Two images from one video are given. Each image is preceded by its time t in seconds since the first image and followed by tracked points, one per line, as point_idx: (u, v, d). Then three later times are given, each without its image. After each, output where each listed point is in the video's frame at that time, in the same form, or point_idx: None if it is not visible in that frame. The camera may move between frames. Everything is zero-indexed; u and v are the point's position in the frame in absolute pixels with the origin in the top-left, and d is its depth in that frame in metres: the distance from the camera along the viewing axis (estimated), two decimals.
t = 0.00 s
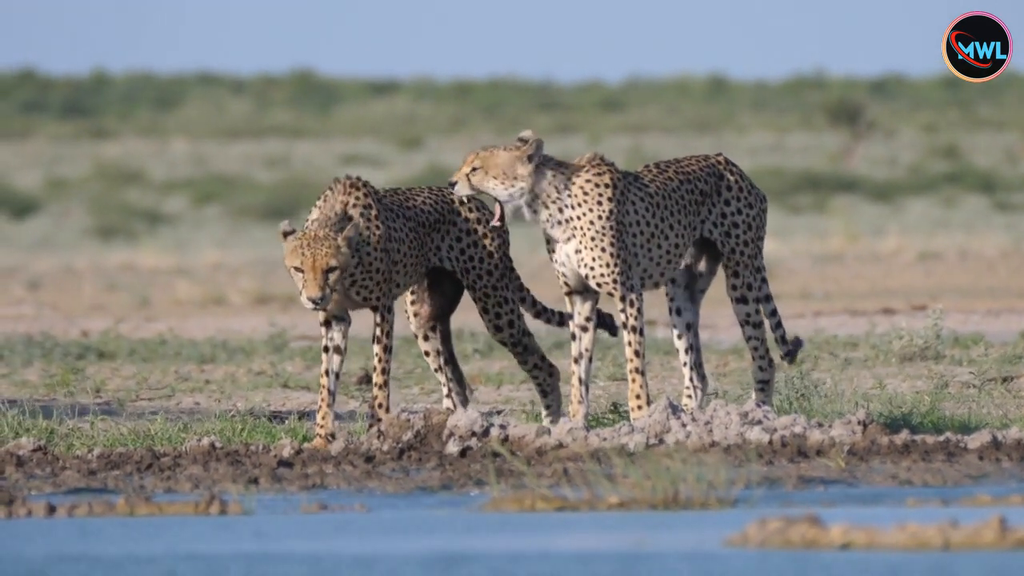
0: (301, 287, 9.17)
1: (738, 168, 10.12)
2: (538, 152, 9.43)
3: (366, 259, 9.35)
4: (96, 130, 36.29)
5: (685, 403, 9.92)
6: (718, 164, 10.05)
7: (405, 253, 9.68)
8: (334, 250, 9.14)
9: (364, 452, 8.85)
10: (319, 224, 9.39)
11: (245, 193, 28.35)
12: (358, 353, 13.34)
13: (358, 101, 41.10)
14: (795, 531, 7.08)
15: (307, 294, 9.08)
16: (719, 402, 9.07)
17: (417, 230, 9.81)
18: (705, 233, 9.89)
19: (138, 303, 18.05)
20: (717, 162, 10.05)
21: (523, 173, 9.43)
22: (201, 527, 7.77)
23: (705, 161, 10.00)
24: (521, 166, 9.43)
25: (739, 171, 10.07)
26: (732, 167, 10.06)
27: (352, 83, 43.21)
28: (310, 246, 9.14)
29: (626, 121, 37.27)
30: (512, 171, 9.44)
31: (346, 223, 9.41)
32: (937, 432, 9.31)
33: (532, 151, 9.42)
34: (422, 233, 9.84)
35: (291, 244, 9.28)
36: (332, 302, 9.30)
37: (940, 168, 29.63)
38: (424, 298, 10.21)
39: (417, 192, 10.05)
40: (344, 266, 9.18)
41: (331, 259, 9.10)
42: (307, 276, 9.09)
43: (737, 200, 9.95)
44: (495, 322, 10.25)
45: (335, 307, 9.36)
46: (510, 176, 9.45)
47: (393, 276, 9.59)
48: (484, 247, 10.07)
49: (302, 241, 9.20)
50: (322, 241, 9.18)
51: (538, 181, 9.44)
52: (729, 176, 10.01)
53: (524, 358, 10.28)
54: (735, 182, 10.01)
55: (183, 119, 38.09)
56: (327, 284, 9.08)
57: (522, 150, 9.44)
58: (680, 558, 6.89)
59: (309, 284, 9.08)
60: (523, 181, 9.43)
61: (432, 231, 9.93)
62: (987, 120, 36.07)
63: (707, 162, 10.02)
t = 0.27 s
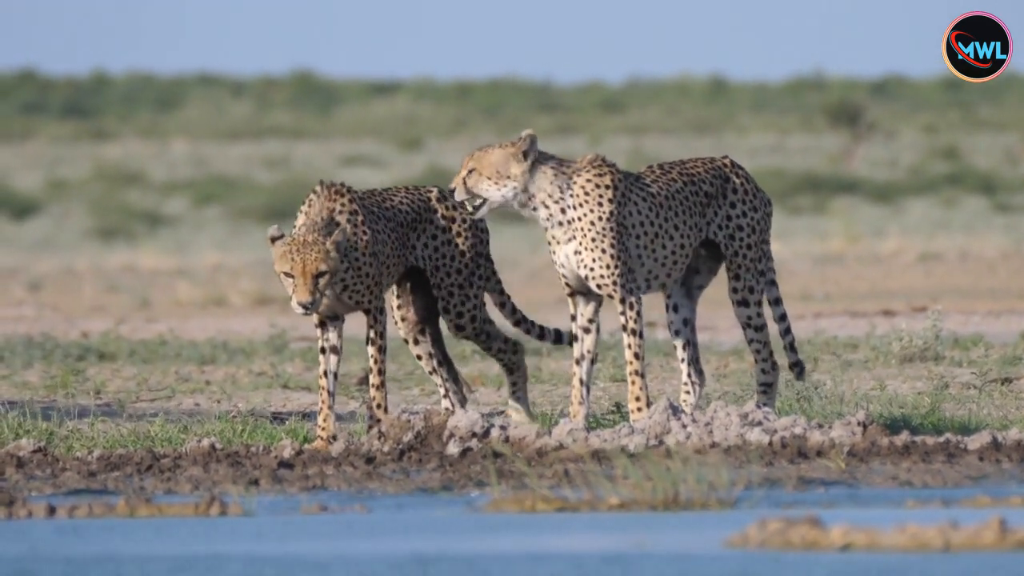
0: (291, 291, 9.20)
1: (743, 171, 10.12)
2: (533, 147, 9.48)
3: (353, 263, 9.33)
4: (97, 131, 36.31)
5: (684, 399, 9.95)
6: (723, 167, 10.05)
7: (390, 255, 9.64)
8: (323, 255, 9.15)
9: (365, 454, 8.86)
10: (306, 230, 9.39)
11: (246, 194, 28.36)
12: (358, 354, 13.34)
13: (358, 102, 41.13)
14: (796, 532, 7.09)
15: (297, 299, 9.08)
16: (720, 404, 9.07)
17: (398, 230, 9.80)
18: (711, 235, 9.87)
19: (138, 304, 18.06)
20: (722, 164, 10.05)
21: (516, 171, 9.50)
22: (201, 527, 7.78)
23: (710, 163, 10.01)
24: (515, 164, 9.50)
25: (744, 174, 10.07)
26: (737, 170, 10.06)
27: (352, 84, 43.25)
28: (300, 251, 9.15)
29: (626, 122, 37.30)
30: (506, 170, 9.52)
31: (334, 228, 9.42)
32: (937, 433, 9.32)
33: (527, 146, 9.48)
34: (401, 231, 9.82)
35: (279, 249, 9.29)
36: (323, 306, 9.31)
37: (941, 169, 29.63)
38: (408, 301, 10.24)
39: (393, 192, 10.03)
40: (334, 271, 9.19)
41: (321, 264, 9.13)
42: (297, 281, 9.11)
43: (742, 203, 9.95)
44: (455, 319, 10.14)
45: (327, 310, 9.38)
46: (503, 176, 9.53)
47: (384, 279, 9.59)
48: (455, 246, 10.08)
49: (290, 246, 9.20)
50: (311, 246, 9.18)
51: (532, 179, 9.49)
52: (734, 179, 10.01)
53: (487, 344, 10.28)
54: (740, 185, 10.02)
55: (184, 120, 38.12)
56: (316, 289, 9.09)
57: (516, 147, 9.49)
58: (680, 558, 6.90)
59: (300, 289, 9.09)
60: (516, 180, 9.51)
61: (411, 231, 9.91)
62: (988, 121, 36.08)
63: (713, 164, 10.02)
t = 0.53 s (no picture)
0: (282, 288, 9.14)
1: (746, 172, 10.11)
2: (521, 152, 9.58)
3: (342, 260, 9.33)
4: (98, 133, 36.32)
5: (699, 388, 10.13)
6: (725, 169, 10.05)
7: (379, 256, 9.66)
8: (315, 252, 9.10)
9: (366, 455, 8.86)
10: (297, 226, 9.35)
11: (246, 195, 28.37)
12: (359, 356, 13.34)
13: (359, 104, 41.15)
14: (796, 533, 7.09)
15: (289, 296, 9.04)
16: (720, 406, 9.06)
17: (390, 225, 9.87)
18: (712, 236, 9.87)
19: (139, 306, 18.06)
20: (723, 165, 10.04)
21: (504, 176, 9.61)
22: (203, 528, 7.79)
23: (711, 164, 10.01)
24: (503, 169, 9.61)
25: (746, 176, 10.06)
26: (739, 171, 10.05)
27: (353, 85, 43.28)
28: (291, 249, 9.10)
29: (627, 124, 37.32)
30: (495, 175, 9.63)
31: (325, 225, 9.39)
32: (938, 434, 9.32)
33: (513, 150, 9.57)
34: (393, 227, 9.90)
35: (270, 246, 9.25)
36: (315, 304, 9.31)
37: (941, 170, 29.63)
38: (402, 305, 10.25)
39: (387, 190, 10.09)
40: (325, 268, 9.16)
41: (312, 262, 9.08)
42: (288, 278, 9.06)
43: (743, 205, 9.93)
44: (430, 299, 10.09)
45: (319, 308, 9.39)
46: (493, 183, 9.64)
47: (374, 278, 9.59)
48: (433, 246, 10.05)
49: (281, 243, 9.15)
50: (302, 243, 9.14)
51: (520, 183, 9.59)
52: (736, 181, 9.99)
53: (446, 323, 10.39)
54: (742, 187, 10.00)
55: (185, 121, 38.13)
56: (309, 286, 9.06)
57: (504, 152, 9.61)
58: (680, 560, 6.90)
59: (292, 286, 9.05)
60: (505, 184, 9.61)
61: (405, 225, 10.02)
62: (989, 123, 36.09)
63: (714, 167, 10.02)
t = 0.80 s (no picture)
0: (284, 281, 9.19)
1: (747, 173, 10.09)
2: (508, 152, 9.60)
3: (339, 258, 9.36)
4: (98, 134, 36.32)
5: (709, 394, 10.14)
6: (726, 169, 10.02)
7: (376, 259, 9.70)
8: (315, 244, 9.18)
9: (366, 456, 8.86)
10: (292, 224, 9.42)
11: (246, 196, 28.37)
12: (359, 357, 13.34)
13: (358, 105, 41.16)
14: (796, 535, 7.08)
15: (291, 288, 9.10)
16: (720, 407, 9.08)
17: (387, 233, 9.83)
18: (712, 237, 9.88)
19: (139, 307, 18.06)
20: (724, 166, 10.02)
21: (489, 175, 9.66)
22: (203, 529, 7.79)
23: (712, 165, 9.98)
24: (489, 167, 9.65)
25: (747, 176, 10.03)
26: (740, 172, 10.03)
27: (354, 86, 43.30)
28: (292, 241, 9.17)
29: (627, 125, 37.32)
30: (481, 173, 9.67)
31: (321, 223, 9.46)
32: (938, 436, 9.32)
33: (499, 150, 9.60)
34: (392, 235, 9.86)
35: (269, 240, 9.29)
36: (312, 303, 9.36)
37: (942, 172, 29.64)
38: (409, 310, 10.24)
39: (390, 193, 10.08)
40: (326, 260, 9.24)
41: (314, 253, 9.15)
42: (292, 270, 9.10)
43: (744, 205, 9.92)
44: (433, 308, 10.01)
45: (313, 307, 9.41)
46: (478, 181, 9.68)
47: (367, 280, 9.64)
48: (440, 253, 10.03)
49: (282, 236, 9.21)
50: (302, 236, 9.21)
51: (507, 182, 9.64)
52: (737, 182, 9.97)
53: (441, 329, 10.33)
54: (743, 188, 9.98)
55: (186, 123, 38.13)
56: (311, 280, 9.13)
57: (488, 151, 9.64)
58: (680, 562, 6.89)
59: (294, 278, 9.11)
60: (491, 184, 9.66)
61: (406, 232, 9.96)
62: (989, 124, 36.09)
63: (715, 167, 10.00)
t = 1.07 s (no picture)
0: (293, 288, 9.04)
1: (750, 173, 10.09)
2: (504, 150, 9.66)
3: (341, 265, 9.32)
4: (98, 135, 36.32)
5: (709, 397, 10.12)
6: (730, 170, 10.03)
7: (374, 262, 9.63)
8: (325, 251, 9.09)
9: (366, 457, 8.86)
10: (295, 229, 9.29)
11: (246, 197, 28.37)
12: (358, 358, 13.35)
13: (358, 107, 41.17)
14: (796, 535, 7.09)
15: (304, 296, 8.99)
16: (720, 407, 9.08)
17: (393, 236, 9.80)
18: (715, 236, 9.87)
19: (138, 308, 18.06)
20: (727, 167, 10.03)
21: (488, 173, 9.73)
22: (203, 530, 7.79)
23: (715, 165, 9.99)
24: (487, 165, 9.72)
25: (749, 177, 10.04)
26: (744, 172, 10.04)
27: (354, 88, 43.31)
28: (302, 248, 9.03)
29: (627, 126, 37.32)
30: (480, 172, 9.76)
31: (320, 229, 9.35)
32: (938, 436, 9.32)
33: (497, 149, 9.67)
34: (398, 237, 9.84)
35: (276, 246, 9.10)
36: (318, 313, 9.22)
37: (941, 173, 29.62)
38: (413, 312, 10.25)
39: (394, 196, 10.05)
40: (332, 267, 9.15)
41: (325, 261, 9.05)
42: (303, 277, 8.97)
43: (747, 205, 9.92)
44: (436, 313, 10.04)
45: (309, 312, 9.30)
46: (477, 179, 9.77)
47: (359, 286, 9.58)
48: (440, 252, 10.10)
49: (291, 242, 9.06)
50: (310, 243, 9.09)
51: (506, 181, 9.69)
52: (740, 182, 9.98)
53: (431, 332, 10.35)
54: (746, 188, 9.98)
55: (186, 125, 38.14)
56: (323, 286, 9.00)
57: (489, 149, 9.70)
58: (680, 562, 6.89)
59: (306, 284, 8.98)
60: (490, 183, 9.74)
61: (410, 236, 9.96)
62: (989, 125, 36.08)
63: (719, 167, 10.00)
